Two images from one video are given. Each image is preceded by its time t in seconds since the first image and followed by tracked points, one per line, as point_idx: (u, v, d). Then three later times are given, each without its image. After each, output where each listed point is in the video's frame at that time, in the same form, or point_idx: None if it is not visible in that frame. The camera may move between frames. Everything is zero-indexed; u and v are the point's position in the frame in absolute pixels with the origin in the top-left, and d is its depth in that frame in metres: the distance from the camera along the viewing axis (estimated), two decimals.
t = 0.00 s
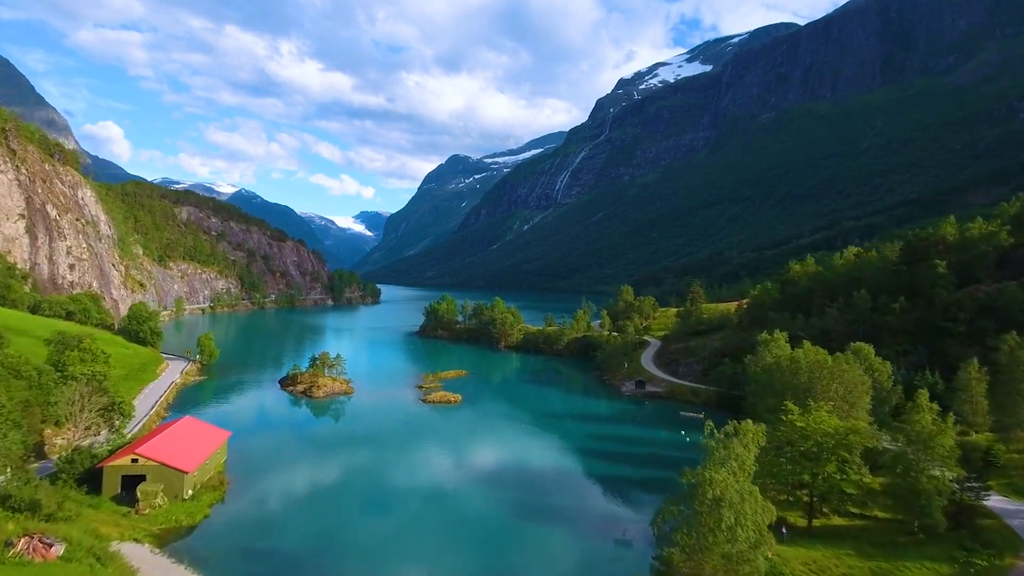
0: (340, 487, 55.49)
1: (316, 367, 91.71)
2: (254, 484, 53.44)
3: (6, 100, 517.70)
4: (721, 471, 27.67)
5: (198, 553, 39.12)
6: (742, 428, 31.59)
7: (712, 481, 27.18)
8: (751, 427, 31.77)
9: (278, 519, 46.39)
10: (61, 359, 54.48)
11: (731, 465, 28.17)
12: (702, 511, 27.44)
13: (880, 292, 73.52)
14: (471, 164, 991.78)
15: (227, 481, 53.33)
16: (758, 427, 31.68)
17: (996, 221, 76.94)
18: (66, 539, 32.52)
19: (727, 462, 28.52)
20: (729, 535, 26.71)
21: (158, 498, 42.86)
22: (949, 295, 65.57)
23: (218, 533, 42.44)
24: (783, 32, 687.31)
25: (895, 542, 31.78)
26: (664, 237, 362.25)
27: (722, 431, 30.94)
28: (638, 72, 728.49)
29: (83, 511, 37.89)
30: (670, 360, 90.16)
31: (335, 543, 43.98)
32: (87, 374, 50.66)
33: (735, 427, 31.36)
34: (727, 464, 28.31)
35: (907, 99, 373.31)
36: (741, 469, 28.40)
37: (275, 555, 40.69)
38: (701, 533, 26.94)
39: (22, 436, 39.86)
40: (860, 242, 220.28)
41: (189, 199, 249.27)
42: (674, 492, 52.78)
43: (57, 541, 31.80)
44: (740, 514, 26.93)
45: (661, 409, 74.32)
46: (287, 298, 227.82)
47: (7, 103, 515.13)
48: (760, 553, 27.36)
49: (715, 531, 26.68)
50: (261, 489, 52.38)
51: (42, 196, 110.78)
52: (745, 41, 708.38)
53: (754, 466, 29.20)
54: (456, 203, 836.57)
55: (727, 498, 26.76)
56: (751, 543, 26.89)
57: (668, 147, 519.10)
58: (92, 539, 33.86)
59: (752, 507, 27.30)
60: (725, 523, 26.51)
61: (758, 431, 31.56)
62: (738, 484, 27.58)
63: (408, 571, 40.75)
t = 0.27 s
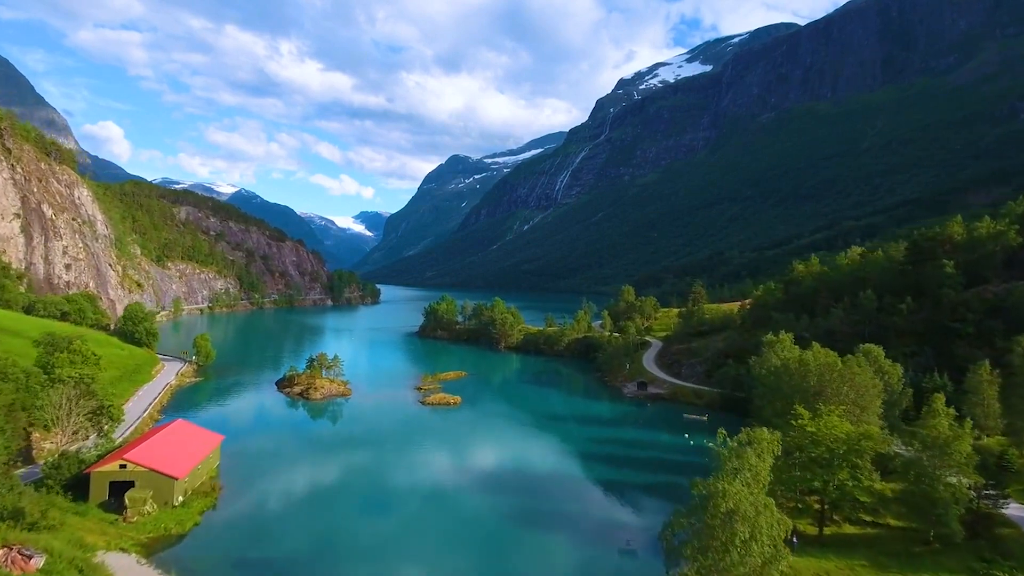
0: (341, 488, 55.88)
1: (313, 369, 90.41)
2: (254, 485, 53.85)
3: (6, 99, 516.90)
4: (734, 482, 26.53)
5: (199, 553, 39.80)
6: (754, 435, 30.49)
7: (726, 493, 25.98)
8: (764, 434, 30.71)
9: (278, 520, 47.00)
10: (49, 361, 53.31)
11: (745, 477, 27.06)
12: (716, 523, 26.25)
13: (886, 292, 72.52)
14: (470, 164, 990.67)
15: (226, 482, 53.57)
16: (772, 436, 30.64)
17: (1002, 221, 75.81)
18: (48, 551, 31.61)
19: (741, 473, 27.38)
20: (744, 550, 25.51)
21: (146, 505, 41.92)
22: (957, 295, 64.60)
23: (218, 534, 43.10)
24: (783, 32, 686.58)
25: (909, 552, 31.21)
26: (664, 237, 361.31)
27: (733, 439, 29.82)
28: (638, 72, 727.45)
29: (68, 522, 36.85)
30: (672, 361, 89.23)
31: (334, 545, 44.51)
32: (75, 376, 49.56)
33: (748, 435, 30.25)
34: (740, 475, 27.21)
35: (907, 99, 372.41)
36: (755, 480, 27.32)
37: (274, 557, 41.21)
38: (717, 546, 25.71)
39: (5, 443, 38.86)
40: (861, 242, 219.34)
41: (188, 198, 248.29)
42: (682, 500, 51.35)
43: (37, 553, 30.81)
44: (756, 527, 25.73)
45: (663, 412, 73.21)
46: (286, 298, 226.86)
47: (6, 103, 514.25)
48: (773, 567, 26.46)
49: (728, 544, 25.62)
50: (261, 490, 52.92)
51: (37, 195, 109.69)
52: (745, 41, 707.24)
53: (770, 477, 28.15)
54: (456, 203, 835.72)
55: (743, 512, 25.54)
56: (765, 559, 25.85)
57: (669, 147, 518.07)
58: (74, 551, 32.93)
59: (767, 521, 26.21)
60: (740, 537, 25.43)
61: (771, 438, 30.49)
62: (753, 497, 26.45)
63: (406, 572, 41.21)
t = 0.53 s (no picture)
0: (340, 487, 55.77)
1: (311, 371, 89.28)
2: (254, 485, 53.89)
3: (6, 99, 516.71)
4: (750, 495, 25.78)
5: (199, 553, 40.05)
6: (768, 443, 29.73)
7: (743, 506, 25.23)
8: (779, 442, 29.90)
9: (278, 521, 47.24)
10: (38, 363, 52.26)
11: (760, 490, 26.35)
12: (731, 539, 25.41)
13: (892, 292, 71.50)
14: (470, 164, 989.65)
15: (225, 485, 53.50)
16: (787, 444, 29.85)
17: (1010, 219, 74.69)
18: (27, 563, 30.54)
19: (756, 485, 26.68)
20: (760, 566, 24.77)
21: (135, 513, 40.89)
22: (965, 295, 63.58)
23: (218, 535, 43.33)
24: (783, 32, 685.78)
25: (926, 563, 30.59)
26: (665, 237, 360.32)
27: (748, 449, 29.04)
28: (638, 72, 726.18)
29: (52, 530, 35.84)
30: (674, 362, 88.21)
31: (334, 544, 44.69)
32: (63, 379, 48.44)
33: (763, 443, 29.47)
34: (756, 487, 26.46)
35: (907, 99, 371.31)
36: (772, 492, 26.59)
37: (274, 560, 41.09)
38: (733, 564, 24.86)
39: None
40: (862, 242, 218.24)
41: (186, 198, 247.34)
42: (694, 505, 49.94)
43: (16, 566, 29.76)
44: (773, 543, 24.94)
45: (666, 414, 72.09)
46: (285, 299, 225.86)
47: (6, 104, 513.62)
48: None
49: (744, 560, 24.77)
50: (260, 490, 53.11)
51: (33, 195, 108.77)
52: (745, 41, 705.93)
53: (786, 488, 27.36)
54: (456, 203, 834.76)
55: (759, 527, 24.78)
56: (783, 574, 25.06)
57: (669, 147, 517.02)
58: (55, 563, 31.84)
59: (784, 536, 25.44)
60: (757, 554, 24.61)
61: (785, 447, 29.73)
62: (769, 509, 25.72)
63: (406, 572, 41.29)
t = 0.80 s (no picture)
0: (339, 488, 55.47)
1: (309, 372, 88.04)
2: (253, 486, 53.77)
3: (6, 100, 516.38)
4: (766, 506, 24.57)
5: (199, 555, 40.16)
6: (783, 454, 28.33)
7: (759, 521, 24.01)
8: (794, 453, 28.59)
9: (279, 521, 47.23)
10: (26, 365, 51.34)
11: (775, 502, 24.96)
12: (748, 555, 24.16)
13: (899, 293, 70.57)
14: (470, 164, 988.52)
15: (224, 485, 53.27)
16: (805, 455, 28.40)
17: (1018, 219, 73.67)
18: None
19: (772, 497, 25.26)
20: None
21: (122, 521, 39.97)
22: (973, 295, 62.57)
23: (217, 536, 43.27)
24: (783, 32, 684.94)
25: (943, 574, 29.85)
26: (665, 237, 359.39)
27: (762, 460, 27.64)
28: (638, 72, 725.09)
29: (34, 540, 34.84)
30: (677, 363, 87.23)
31: (334, 546, 44.47)
32: (50, 382, 47.36)
33: (778, 454, 28.10)
34: (774, 501, 25.11)
35: (908, 100, 370.30)
36: (788, 505, 25.29)
37: (272, 563, 40.72)
38: None
39: None
40: (863, 242, 217.31)
41: (185, 198, 246.44)
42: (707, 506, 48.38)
43: None
44: (791, 560, 23.81)
45: (668, 417, 70.93)
46: (284, 299, 224.86)
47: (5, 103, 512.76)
48: None
49: None
50: (260, 490, 53.11)
51: (28, 194, 107.82)
52: (745, 41, 704.78)
53: (805, 501, 26.14)
54: (456, 203, 833.80)
55: (777, 544, 23.39)
56: None
57: (669, 147, 516.04)
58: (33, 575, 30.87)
59: (803, 552, 24.29)
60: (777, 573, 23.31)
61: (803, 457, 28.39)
62: (786, 526, 24.51)
63: (406, 573, 41.23)
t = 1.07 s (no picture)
0: (339, 488, 55.24)
1: (306, 373, 86.92)
2: (252, 486, 53.69)
3: (6, 100, 516.03)
4: (788, 522, 23.49)
5: (197, 557, 40.09)
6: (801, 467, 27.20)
7: (779, 538, 22.99)
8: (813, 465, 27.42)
9: (278, 521, 47.25)
10: (13, 368, 50.36)
11: (800, 517, 23.84)
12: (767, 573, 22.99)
13: (906, 293, 69.54)
14: (470, 164, 987.41)
15: (222, 487, 53.07)
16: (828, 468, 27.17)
17: None
18: None
19: (794, 511, 24.14)
20: None
21: (108, 529, 38.92)
22: (982, 296, 61.53)
23: (217, 538, 43.21)
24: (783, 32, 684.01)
25: None
26: (665, 237, 358.38)
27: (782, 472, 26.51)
28: (638, 72, 724.04)
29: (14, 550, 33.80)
30: (679, 364, 86.18)
31: (333, 546, 44.34)
32: (36, 386, 46.32)
33: (796, 465, 27.07)
34: (795, 516, 23.92)
35: (908, 99, 369.28)
36: (812, 522, 24.17)
37: (272, 566, 40.48)
38: None
39: None
40: (864, 242, 216.39)
41: (184, 197, 245.56)
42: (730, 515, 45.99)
43: None
44: None
45: (671, 419, 69.89)
46: (283, 299, 223.84)
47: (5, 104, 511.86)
48: None
49: None
50: (259, 491, 53.00)
51: (24, 193, 106.86)
52: (745, 41, 703.81)
53: (827, 517, 24.96)
54: (455, 203, 832.78)
55: (801, 564, 22.16)
56: None
57: (669, 147, 514.98)
58: None
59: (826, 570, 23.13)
60: None
61: (823, 469, 27.33)
62: (809, 542, 23.45)
63: (406, 573, 41.06)
